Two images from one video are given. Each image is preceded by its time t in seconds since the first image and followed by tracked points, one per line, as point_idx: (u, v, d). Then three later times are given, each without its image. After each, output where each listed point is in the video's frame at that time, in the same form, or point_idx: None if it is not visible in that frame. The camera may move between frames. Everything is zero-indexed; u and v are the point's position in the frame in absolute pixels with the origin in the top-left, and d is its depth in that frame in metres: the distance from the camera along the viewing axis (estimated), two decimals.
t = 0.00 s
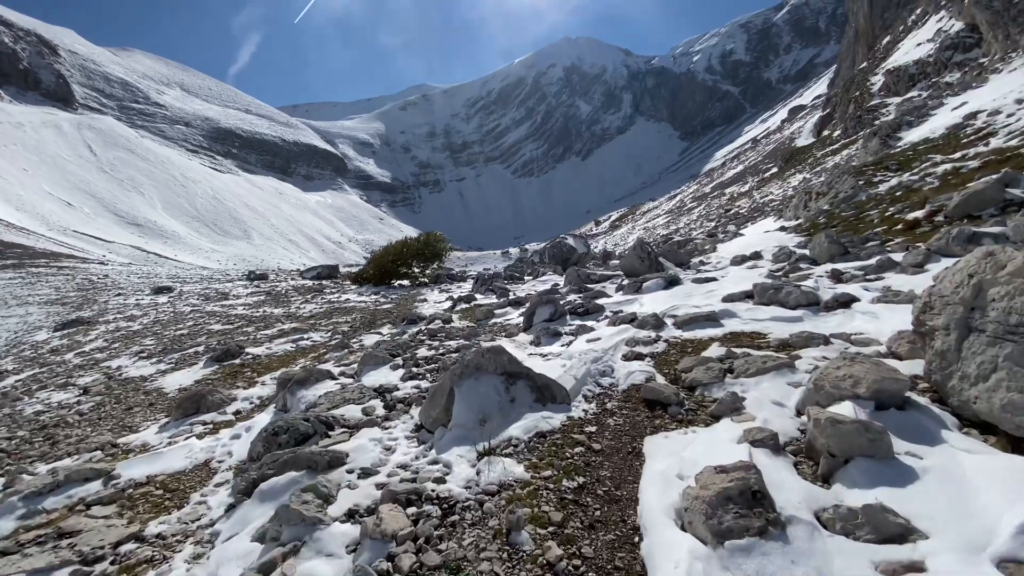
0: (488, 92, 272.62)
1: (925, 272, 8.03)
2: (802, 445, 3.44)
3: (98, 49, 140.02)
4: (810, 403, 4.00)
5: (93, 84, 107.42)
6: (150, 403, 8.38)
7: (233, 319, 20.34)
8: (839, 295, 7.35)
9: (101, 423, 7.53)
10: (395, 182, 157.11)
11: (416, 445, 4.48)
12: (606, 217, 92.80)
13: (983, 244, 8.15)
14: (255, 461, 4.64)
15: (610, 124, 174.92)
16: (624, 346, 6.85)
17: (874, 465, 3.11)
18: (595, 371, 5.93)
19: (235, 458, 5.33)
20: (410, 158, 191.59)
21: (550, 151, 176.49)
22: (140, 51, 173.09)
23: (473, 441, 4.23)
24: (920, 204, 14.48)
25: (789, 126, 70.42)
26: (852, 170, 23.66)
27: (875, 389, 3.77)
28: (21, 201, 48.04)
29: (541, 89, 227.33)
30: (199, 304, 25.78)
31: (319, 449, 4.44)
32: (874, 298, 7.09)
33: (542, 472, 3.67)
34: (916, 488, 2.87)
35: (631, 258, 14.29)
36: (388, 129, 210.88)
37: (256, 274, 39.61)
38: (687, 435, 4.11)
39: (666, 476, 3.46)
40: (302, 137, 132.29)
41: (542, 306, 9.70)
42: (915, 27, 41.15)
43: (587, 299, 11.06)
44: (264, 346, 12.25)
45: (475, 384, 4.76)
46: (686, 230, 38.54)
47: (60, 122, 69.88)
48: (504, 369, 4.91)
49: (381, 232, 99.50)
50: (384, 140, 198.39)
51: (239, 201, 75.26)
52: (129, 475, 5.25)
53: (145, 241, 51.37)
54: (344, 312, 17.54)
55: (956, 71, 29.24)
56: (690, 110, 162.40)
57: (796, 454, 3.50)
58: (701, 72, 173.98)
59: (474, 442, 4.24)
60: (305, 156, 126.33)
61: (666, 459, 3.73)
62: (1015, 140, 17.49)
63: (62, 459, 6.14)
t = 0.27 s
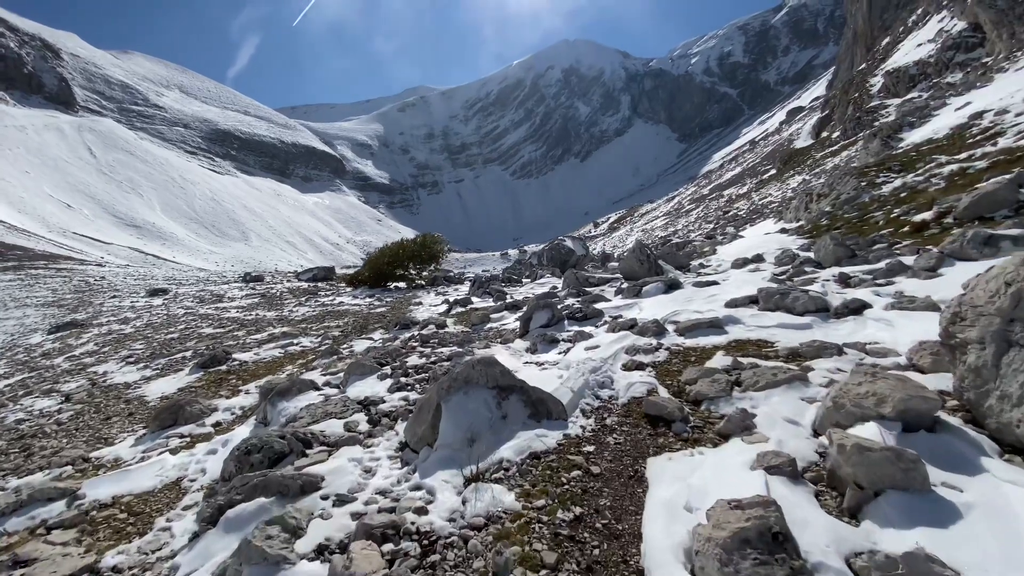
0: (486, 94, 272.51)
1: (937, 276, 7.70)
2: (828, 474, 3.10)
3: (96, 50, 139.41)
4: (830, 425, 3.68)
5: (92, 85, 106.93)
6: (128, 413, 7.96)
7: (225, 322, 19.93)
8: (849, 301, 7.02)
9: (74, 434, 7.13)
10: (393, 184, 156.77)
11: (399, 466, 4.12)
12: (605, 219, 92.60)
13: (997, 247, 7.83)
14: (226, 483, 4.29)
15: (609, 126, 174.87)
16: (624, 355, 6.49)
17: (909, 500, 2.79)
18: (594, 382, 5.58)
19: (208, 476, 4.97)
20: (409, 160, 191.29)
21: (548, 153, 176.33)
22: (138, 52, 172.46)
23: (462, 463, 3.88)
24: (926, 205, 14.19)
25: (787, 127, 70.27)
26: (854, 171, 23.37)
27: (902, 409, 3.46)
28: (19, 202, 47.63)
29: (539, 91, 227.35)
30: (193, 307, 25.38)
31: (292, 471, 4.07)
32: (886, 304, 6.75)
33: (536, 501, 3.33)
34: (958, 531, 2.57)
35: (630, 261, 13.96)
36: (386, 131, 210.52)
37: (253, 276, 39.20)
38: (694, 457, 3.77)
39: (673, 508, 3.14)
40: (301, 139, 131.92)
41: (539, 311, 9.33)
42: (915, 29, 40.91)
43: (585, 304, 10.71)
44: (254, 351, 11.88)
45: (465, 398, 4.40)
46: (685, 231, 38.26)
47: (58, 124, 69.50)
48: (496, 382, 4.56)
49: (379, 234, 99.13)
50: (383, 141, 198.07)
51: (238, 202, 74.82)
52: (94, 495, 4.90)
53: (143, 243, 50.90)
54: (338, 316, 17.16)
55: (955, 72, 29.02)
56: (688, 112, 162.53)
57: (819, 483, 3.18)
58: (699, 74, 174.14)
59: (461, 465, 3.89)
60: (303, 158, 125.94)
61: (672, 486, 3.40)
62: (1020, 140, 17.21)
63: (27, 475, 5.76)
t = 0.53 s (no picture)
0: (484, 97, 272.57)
1: (951, 277, 7.32)
2: (866, 503, 2.72)
3: (92, 54, 138.78)
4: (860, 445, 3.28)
5: (88, 88, 106.37)
6: (100, 424, 7.51)
7: (215, 327, 19.48)
8: (862, 304, 6.65)
9: (40, 448, 6.71)
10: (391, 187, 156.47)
11: (378, 490, 3.73)
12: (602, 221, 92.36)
13: (1016, 248, 7.49)
14: (186, 508, 3.88)
15: (606, 129, 174.99)
16: (624, 362, 6.11)
17: (958, 540, 2.40)
18: (594, 392, 5.20)
19: (169, 499, 4.57)
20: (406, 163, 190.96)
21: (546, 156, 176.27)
22: (135, 56, 172.08)
23: (447, 487, 3.48)
24: (931, 206, 13.86)
25: (783, 130, 70.18)
26: (853, 172, 23.08)
27: (938, 427, 3.09)
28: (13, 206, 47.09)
29: (537, 94, 227.46)
30: (185, 311, 24.90)
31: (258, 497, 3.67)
32: (901, 307, 6.39)
33: (529, 535, 2.96)
34: None
35: (629, 263, 13.60)
36: (383, 134, 210.21)
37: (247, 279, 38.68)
38: (705, 480, 3.41)
39: (682, 543, 2.76)
40: (298, 142, 131.55)
41: (535, 315, 8.95)
42: (909, 32, 40.82)
43: (583, 308, 10.32)
44: (240, 357, 11.45)
45: (450, 414, 4.01)
46: (683, 234, 37.97)
47: (53, 127, 68.92)
48: (486, 395, 4.17)
49: (377, 237, 98.67)
50: (380, 144, 197.66)
51: (234, 206, 74.26)
52: (44, 519, 4.49)
53: (139, 246, 50.38)
54: (330, 320, 16.74)
55: (951, 74, 28.88)
56: (685, 114, 162.75)
57: (848, 514, 2.81)
58: (696, 77, 174.55)
59: (444, 489, 3.49)
60: (300, 161, 125.49)
61: (682, 518, 3.03)
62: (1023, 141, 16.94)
63: None
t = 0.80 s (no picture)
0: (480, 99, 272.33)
1: (964, 282, 6.95)
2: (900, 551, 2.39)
3: (86, 56, 137.79)
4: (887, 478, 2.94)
5: (82, 91, 105.56)
6: (71, 440, 7.26)
7: (203, 332, 19.01)
8: (873, 310, 6.30)
9: (3, 466, 6.39)
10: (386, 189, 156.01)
11: (353, 524, 3.38)
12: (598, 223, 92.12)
13: None
14: (143, 544, 3.54)
15: (602, 131, 175.03)
16: (624, 374, 5.74)
17: None
18: (592, 407, 4.85)
19: (129, 531, 4.23)
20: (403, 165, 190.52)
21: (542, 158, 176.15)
22: (130, 58, 171.09)
23: (429, 522, 3.13)
24: (933, 207, 13.57)
25: (779, 132, 70.11)
26: (851, 173, 22.82)
27: (979, 457, 2.76)
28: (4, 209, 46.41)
29: (533, 96, 227.45)
30: (175, 315, 24.41)
31: (219, 533, 3.32)
32: (915, 314, 6.03)
33: None
34: None
35: (627, 266, 13.26)
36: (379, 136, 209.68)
37: (241, 282, 38.13)
38: (715, 514, 3.08)
39: None
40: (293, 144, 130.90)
41: (530, 321, 8.59)
42: (902, 35, 40.74)
43: (579, 313, 9.98)
44: (224, 366, 11.08)
45: (435, 437, 3.65)
46: (679, 235, 37.71)
47: (45, 129, 68.19)
48: (474, 415, 3.82)
49: (373, 239, 98.07)
50: (376, 147, 197.17)
51: (230, 208, 73.62)
52: None
53: (133, 249, 49.75)
54: (320, 325, 16.35)
55: (944, 77, 28.77)
56: (681, 116, 162.90)
57: (882, 561, 2.47)
58: (691, 79, 174.90)
59: (427, 526, 3.14)
60: (296, 163, 124.88)
61: (691, 563, 2.69)
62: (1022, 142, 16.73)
63: None
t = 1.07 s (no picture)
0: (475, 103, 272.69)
1: (975, 285, 6.65)
2: None
3: (79, 60, 136.95)
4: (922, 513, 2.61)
5: (75, 95, 104.81)
6: (37, 458, 6.91)
7: (191, 339, 18.51)
8: (885, 316, 5.97)
9: None
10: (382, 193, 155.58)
11: (325, 562, 3.04)
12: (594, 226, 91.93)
13: None
14: None
15: (597, 135, 175.33)
16: (624, 385, 5.40)
17: None
18: (589, 422, 4.50)
19: (84, 563, 3.89)
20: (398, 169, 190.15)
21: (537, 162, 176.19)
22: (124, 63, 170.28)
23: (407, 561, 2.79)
24: (934, 208, 13.31)
25: (772, 135, 70.20)
26: (848, 175, 22.61)
27: None
28: None
29: (528, 100, 227.82)
30: (165, 321, 23.93)
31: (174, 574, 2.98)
32: (930, 319, 5.70)
33: None
34: None
35: (624, 269, 12.93)
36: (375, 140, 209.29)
37: (234, 287, 37.60)
38: (729, 551, 2.75)
39: None
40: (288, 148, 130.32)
41: (526, 327, 8.27)
42: (894, 38, 40.76)
43: (575, 318, 9.65)
44: (208, 374, 10.69)
45: (418, 462, 3.30)
46: (674, 238, 37.51)
47: (38, 134, 67.50)
48: (461, 436, 3.46)
49: (368, 243, 97.51)
50: (371, 150, 196.79)
51: (224, 212, 72.98)
52: None
53: (126, 254, 49.11)
54: (310, 331, 15.92)
55: (936, 79, 28.74)
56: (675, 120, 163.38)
57: None
58: (685, 83, 175.56)
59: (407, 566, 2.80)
60: (291, 167, 124.37)
61: None
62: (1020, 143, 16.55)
63: None
